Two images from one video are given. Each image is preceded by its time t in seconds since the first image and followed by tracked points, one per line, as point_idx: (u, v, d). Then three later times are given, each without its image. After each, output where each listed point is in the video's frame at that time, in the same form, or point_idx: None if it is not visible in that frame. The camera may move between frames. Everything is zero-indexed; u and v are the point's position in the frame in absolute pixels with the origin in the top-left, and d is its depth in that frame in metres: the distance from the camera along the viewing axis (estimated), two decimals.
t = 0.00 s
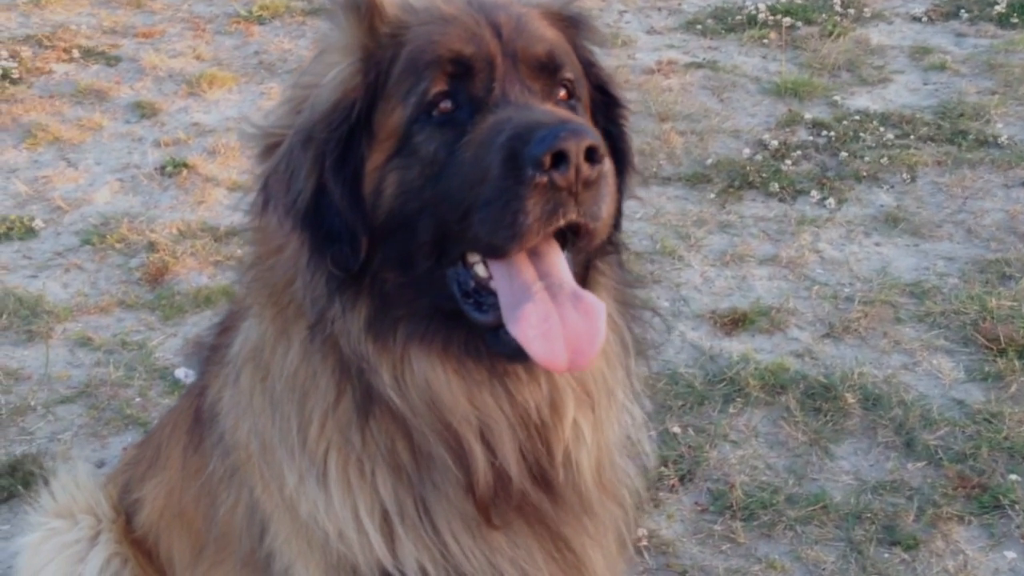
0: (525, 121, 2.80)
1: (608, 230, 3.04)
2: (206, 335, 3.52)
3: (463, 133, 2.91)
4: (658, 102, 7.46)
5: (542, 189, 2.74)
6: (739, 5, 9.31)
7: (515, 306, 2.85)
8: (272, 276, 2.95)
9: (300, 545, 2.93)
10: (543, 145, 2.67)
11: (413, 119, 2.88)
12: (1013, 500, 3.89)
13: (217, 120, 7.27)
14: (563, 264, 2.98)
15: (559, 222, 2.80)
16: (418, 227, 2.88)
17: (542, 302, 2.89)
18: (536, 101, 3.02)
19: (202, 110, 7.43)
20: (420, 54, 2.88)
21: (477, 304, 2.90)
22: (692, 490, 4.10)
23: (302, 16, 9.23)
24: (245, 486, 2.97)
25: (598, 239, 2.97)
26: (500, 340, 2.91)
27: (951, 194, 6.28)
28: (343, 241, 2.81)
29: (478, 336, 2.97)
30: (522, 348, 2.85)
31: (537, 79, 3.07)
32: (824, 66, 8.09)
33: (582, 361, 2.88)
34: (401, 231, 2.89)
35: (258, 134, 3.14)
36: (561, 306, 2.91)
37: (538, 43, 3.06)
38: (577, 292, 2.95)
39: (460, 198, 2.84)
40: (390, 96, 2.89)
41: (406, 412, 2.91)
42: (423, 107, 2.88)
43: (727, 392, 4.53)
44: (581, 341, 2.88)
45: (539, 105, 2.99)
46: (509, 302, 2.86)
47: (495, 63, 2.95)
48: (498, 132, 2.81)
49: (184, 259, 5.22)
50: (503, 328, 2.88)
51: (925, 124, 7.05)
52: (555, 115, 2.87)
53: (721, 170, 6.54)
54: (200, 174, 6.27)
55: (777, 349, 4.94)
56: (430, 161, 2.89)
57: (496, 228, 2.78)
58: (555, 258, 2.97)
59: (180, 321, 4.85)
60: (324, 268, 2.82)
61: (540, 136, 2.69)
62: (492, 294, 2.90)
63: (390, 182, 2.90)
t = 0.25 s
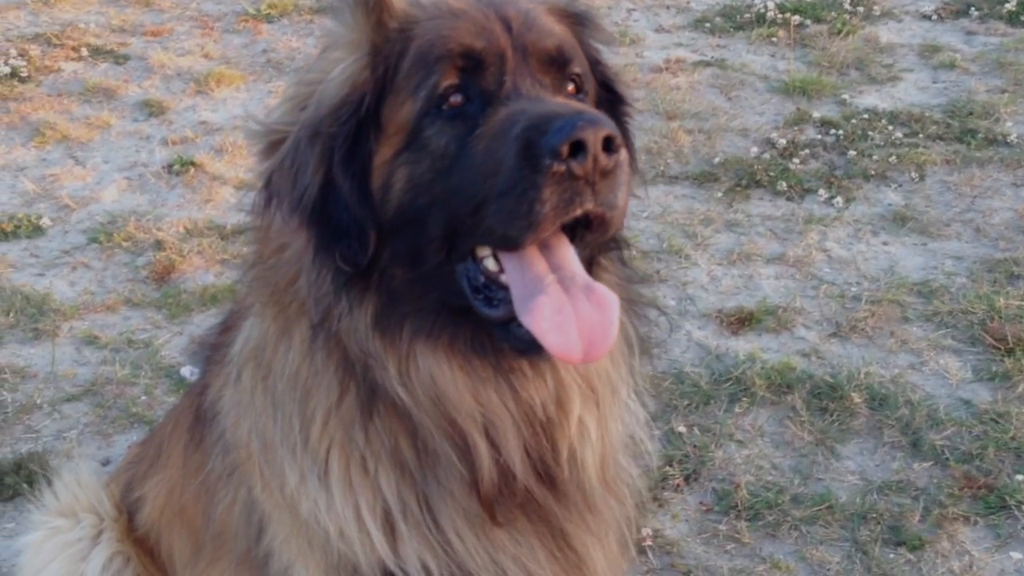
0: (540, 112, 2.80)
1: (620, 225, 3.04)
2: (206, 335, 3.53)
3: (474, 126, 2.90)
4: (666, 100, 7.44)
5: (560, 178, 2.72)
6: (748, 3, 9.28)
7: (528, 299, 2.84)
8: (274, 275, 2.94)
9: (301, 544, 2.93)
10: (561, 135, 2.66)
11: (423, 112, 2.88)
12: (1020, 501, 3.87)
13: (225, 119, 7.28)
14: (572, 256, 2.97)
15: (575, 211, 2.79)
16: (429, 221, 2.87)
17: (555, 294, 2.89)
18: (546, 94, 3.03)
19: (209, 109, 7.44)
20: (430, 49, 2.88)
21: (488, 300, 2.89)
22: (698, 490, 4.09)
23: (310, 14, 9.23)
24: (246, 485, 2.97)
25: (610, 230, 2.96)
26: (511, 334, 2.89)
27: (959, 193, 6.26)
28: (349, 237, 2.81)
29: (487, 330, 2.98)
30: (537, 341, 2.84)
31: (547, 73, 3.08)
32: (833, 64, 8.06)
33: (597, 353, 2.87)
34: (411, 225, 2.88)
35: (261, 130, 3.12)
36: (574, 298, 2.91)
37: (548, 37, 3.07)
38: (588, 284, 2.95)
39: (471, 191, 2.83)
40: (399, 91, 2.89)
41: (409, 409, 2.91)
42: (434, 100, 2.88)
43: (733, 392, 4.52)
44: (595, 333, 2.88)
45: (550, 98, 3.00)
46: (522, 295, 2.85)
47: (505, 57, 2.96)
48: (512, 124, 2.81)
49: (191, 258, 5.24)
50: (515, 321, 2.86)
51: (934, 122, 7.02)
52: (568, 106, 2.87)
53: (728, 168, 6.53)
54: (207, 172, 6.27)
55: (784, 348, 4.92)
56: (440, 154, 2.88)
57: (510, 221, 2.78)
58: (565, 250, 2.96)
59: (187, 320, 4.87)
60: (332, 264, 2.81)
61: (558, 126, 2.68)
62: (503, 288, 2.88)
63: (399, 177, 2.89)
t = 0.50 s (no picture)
0: (551, 109, 2.81)
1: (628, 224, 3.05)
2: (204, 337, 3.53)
3: (482, 124, 2.90)
4: (671, 101, 7.43)
5: (574, 174, 2.72)
6: (754, 4, 9.27)
7: (538, 294, 2.84)
8: (275, 275, 2.94)
9: (303, 544, 2.93)
10: (575, 131, 2.66)
11: (430, 110, 2.87)
12: None
13: (230, 119, 7.28)
14: (579, 253, 2.97)
15: (588, 207, 2.79)
16: (436, 219, 2.86)
17: (564, 290, 2.88)
18: (554, 92, 3.04)
19: (215, 109, 7.44)
20: (437, 47, 2.87)
21: (496, 296, 2.89)
22: (702, 492, 4.09)
23: (316, 14, 9.23)
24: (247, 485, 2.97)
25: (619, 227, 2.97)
26: (520, 331, 2.88)
27: (965, 194, 6.24)
28: (355, 234, 2.79)
29: (492, 328, 2.99)
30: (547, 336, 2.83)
31: (554, 71, 3.09)
32: (838, 65, 8.04)
33: (606, 348, 2.88)
34: (418, 223, 2.88)
35: (264, 128, 3.11)
36: (583, 294, 2.90)
37: (555, 36, 3.09)
38: (596, 281, 2.95)
39: (480, 188, 2.83)
40: (406, 88, 2.88)
41: (412, 409, 2.91)
42: (441, 98, 2.88)
43: (737, 393, 4.51)
44: (604, 329, 2.88)
45: (558, 96, 3.01)
46: (532, 291, 2.84)
47: (513, 55, 2.96)
48: (523, 121, 2.81)
49: (195, 258, 5.24)
50: (525, 317, 2.86)
51: (940, 123, 7.01)
52: (578, 103, 2.87)
53: (733, 169, 6.51)
54: (212, 172, 6.28)
55: (788, 350, 4.92)
56: (448, 152, 2.88)
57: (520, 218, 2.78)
58: (573, 247, 2.96)
59: (191, 320, 4.88)
60: (338, 262, 2.81)
61: (572, 122, 2.68)
62: (511, 285, 2.88)
63: (406, 174, 2.88)
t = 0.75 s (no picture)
0: (561, 107, 2.80)
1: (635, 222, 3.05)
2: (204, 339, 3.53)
3: (490, 122, 2.89)
4: (675, 101, 7.42)
5: (586, 173, 2.72)
6: (759, 4, 9.26)
7: (547, 293, 2.83)
8: (277, 276, 2.93)
9: (304, 546, 2.92)
10: (586, 129, 2.65)
11: (437, 109, 2.87)
12: None
13: (234, 119, 7.28)
14: (586, 251, 2.97)
15: (599, 205, 2.79)
16: (444, 217, 2.86)
17: (573, 288, 2.88)
18: (561, 90, 3.04)
19: (219, 109, 7.45)
20: (444, 46, 2.87)
21: (503, 296, 2.89)
22: (706, 493, 4.08)
23: (320, 14, 9.23)
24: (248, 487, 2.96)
25: (627, 225, 2.96)
26: (528, 330, 2.88)
27: (970, 194, 6.23)
28: (361, 232, 2.79)
29: (497, 328, 2.99)
30: (557, 335, 2.83)
31: (561, 70, 3.10)
32: (843, 65, 8.02)
33: (615, 345, 2.87)
34: (425, 222, 2.87)
35: (268, 128, 3.11)
36: (591, 291, 2.90)
37: (562, 35, 3.09)
38: (604, 279, 2.96)
39: (489, 186, 2.83)
40: (412, 87, 2.87)
41: (416, 408, 2.91)
42: (448, 97, 2.87)
43: (741, 394, 4.51)
44: (613, 326, 2.88)
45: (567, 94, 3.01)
46: (541, 290, 2.83)
47: (521, 54, 2.96)
48: (532, 119, 2.80)
49: (199, 258, 5.25)
50: (532, 317, 2.86)
51: (945, 124, 6.99)
52: (587, 100, 2.87)
53: (738, 169, 6.50)
54: (216, 173, 6.28)
55: (792, 351, 4.91)
56: (455, 151, 2.87)
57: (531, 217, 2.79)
58: (579, 245, 2.96)
59: (195, 320, 4.89)
60: (344, 261, 2.81)
61: (583, 120, 2.67)
62: (518, 284, 2.88)
63: (413, 172, 2.88)
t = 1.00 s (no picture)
0: (567, 111, 2.81)
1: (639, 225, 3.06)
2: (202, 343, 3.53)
3: (494, 125, 2.90)
4: (677, 103, 7.42)
5: (593, 176, 2.73)
6: (760, 6, 9.25)
7: (553, 294, 2.83)
8: (276, 280, 2.92)
9: (304, 550, 2.91)
10: (594, 132, 2.66)
11: (441, 112, 2.86)
12: None
13: (236, 121, 7.28)
14: (589, 254, 2.98)
15: (606, 208, 2.79)
16: (449, 220, 2.86)
17: (578, 289, 2.88)
18: (565, 94, 3.05)
19: (220, 111, 7.45)
20: (447, 50, 2.86)
21: (507, 298, 2.89)
22: (706, 495, 4.07)
23: (322, 16, 9.23)
24: (247, 491, 2.95)
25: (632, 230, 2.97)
26: (533, 332, 2.88)
27: (972, 197, 6.23)
28: (365, 235, 2.78)
29: (501, 329, 2.99)
30: (564, 335, 2.82)
31: (565, 74, 3.12)
32: (845, 67, 8.02)
33: (621, 346, 2.87)
34: (429, 225, 2.87)
35: (268, 130, 3.10)
36: (597, 293, 2.90)
37: (565, 39, 3.11)
38: (609, 281, 2.96)
39: (494, 190, 2.83)
40: (416, 90, 2.86)
41: (417, 411, 2.90)
42: (452, 100, 2.87)
43: (742, 396, 4.50)
44: (618, 328, 2.88)
45: (570, 97, 3.02)
46: (547, 291, 2.84)
47: (525, 57, 2.96)
48: (538, 123, 2.81)
49: (200, 260, 5.25)
50: (538, 318, 2.85)
51: (946, 126, 6.99)
52: (591, 103, 2.88)
53: (739, 172, 6.50)
54: (217, 174, 6.28)
55: (793, 353, 4.90)
56: (459, 154, 2.87)
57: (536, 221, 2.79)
58: (583, 249, 2.97)
59: (195, 322, 4.89)
60: (348, 264, 2.79)
61: (590, 123, 2.68)
62: (523, 287, 2.88)
63: (417, 175, 2.87)
